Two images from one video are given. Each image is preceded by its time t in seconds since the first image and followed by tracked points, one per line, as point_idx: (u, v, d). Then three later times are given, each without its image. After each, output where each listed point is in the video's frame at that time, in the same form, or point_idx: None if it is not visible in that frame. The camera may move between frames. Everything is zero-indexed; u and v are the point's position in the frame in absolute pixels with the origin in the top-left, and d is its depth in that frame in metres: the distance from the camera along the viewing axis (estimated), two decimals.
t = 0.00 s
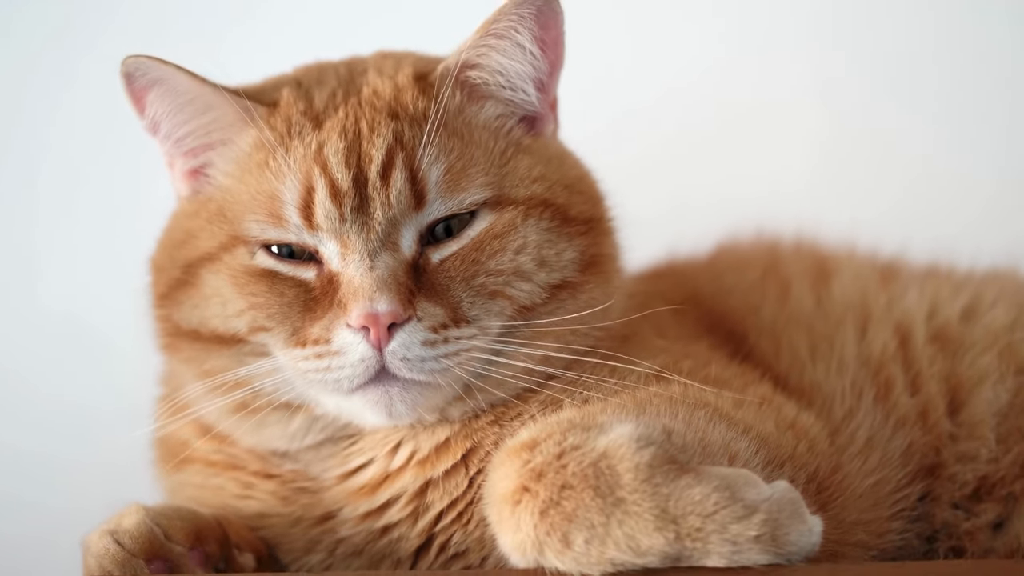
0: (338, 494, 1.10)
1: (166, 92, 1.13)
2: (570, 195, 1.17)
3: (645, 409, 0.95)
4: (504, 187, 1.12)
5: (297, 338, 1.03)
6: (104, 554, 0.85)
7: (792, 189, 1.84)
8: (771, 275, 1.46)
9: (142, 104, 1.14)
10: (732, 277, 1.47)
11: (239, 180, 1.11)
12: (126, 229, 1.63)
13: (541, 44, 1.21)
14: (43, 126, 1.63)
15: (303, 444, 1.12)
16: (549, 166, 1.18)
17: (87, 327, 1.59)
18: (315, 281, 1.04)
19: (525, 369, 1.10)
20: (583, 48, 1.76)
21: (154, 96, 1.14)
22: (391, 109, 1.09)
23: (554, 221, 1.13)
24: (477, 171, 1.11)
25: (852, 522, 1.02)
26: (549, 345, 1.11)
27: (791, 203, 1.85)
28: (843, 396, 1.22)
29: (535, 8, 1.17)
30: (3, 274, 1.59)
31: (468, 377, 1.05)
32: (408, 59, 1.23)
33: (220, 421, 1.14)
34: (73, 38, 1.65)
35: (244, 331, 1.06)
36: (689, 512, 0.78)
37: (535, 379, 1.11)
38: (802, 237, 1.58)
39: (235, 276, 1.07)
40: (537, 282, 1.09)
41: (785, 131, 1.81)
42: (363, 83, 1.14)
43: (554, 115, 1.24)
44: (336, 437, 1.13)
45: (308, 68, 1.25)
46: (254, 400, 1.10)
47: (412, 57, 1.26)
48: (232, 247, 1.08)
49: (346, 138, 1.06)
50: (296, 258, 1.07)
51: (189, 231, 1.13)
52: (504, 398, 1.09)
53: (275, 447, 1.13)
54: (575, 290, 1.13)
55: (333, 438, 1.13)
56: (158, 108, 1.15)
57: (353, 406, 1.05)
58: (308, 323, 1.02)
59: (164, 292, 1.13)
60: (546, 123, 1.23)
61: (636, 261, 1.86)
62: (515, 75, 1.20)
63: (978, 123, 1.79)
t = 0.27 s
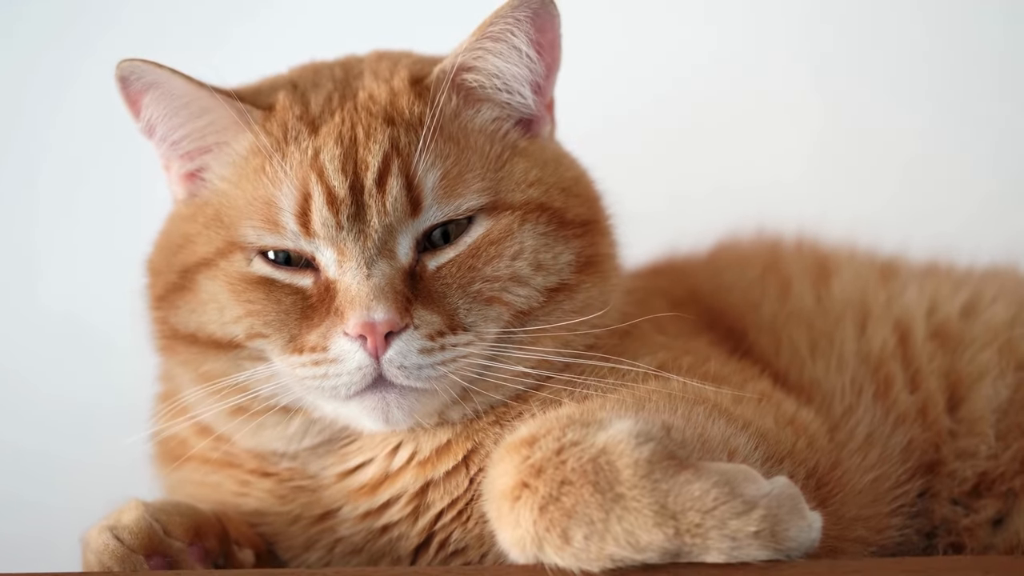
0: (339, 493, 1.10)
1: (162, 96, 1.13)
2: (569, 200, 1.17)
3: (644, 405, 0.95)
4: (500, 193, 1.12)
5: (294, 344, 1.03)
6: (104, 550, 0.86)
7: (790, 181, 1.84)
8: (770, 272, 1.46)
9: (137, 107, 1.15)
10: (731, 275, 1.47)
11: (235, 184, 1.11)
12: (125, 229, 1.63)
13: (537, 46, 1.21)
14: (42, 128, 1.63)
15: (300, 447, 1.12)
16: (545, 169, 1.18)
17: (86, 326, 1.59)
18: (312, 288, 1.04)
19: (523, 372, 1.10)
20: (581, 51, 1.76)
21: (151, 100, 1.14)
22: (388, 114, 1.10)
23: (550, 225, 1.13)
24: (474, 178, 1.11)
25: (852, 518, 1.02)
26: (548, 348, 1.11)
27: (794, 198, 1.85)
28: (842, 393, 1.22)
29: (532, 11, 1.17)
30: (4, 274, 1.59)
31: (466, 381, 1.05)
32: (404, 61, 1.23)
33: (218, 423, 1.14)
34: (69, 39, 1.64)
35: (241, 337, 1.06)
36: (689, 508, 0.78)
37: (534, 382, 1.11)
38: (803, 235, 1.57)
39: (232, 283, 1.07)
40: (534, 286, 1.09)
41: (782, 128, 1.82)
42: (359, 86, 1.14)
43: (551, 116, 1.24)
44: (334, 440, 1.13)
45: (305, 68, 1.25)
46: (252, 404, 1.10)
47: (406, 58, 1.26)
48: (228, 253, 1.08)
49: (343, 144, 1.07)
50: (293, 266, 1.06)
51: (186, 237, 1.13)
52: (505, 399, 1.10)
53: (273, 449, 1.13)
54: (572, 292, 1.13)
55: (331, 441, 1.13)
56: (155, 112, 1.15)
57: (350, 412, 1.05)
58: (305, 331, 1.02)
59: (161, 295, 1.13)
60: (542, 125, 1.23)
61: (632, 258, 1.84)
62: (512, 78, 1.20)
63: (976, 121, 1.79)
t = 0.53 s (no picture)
0: (338, 492, 1.10)
1: (161, 92, 1.13)
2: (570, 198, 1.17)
3: (644, 402, 0.95)
4: (500, 191, 1.12)
5: (294, 342, 1.03)
6: (103, 547, 0.86)
7: (790, 179, 1.84)
8: (770, 270, 1.46)
9: (136, 103, 1.15)
10: (731, 272, 1.47)
11: (235, 182, 1.11)
12: (125, 227, 1.63)
13: (537, 44, 1.21)
14: (41, 127, 1.63)
15: (299, 445, 1.12)
16: (544, 167, 1.18)
17: (85, 324, 1.59)
18: (312, 286, 1.04)
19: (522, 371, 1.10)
20: (581, 49, 1.76)
21: (150, 96, 1.14)
22: (387, 113, 1.10)
23: (550, 224, 1.13)
24: (474, 176, 1.11)
25: (851, 515, 1.01)
26: (548, 347, 1.11)
27: (793, 196, 1.85)
28: (841, 390, 1.23)
29: (532, 9, 1.17)
30: (3, 272, 1.59)
31: (466, 380, 1.05)
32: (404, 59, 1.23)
33: (217, 421, 1.14)
34: (69, 38, 1.65)
35: (241, 335, 1.06)
36: (687, 505, 0.78)
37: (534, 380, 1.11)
38: (802, 232, 1.57)
39: (232, 280, 1.07)
40: (534, 284, 1.09)
41: (784, 127, 1.81)
42: (359, 85, 1.14)
43: (551, 114, 1.24)
44: (333, 437, 1.13)
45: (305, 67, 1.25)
46: (251, 402, 1.10)
47: (406, 57, 1.26)
48: (228, 252, 1.08)
49: (342, 142, 1.06)
50: (293, 264, 1.06)
51: (186, 234, 1.13)
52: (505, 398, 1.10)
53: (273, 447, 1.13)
54: (573, 288, 1.13)
55: (330, 439, 1.13)
56: (154, 108, 1.15)
57: (350, 411, 1.05)
58: (305, 329, 1.02)
59: (160, 293, 1.13)
60: (542, 123, 1.23)
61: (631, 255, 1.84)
62: (511, 75, 1.20)
63: (976, 120, 1.79)
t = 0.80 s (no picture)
0: (338, 488, 1.10)
1: (162, 88, 1.13)
2: (570, 195, 1.17)
3: (643, 399, 0.95)
4: (501, 188, 1.12)
5: (295, 339, 1.03)
6: (102, 543, 0.86)
7: (791, 176, 1.84)
8: (769, 266, 1.46)
9: (136, 98, 1.14)
10: (731, 268, 1.47)
11: (235, 179, 1.11)
12: (125, 224, 1.63)
13: (538, 40, 1.21)
14: (42, 124, 1.63)
15: (298, 442, 1.12)
16: (545, 164, 1.17)
17: (85, 320, 1.58)
18: (313, 283, 1.04)
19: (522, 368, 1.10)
20: (581, 47, 1.76)
21: (150, 91, 1.14)
22: (388, 110, 1.09)
23: (550, 221, 1.13)
24: (474, 174, 1.11)
25: (850, 511, 1.01)
26: (548, 344, 1.11)
27: (792, 194, 1.85)
28: (841, 386, 1.23)
29: (532, 5, 1.17)
30: (3, 268, 1.59)
31: (466, 378, 1.05)
32: (404, 56, 1.23)
33: (217, 418, 1.14)
34: (68, 35, 1.64)
35: (242, 332, 1.06)
36: (686, 501, 0.78)
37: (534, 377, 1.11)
38: (801, 228, 1.57)
39: (233, 277, 1.07)
40: (534, 282, 1.09)
41: (784, 124, 1.81)
42: (359, 82, 1.14)
43: (551, 111, 1.24)
44: (333, 435, 1.13)
45: (305, 63, 1.24)
46: (252, 399, 1.10)
47: (406, 54, 1.26)
48: (228, 248, 1.08)
49: (343, 139, 1.06)
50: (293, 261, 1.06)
51: (186, 231, 1.13)
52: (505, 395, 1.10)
53: (273, 444, 1.13)
54: (573, 285, 1.13)
55: (331, 436, 1.13)
56: (154, 104, 1.14)
57: (350, 408, 1.05)
58: (305, 327, 1.02)
59: (160, 290, 1.13)
60: (542, 120, 1.23)
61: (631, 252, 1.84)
62: (512, 72, 1.20)
63: (976, 118, 1.79)
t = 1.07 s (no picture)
0: (338, 485, 1.10)
1: (162, 83, 1.13)
2: (571, 191, 1.17)
3: (643, 395, 0.95)
4: (502, 185, 1.12)
5: (295, 336, 1.03)
6: (102, 539, 0.86)
7: (791, 174, 1.84)
8: (768, 262, 1.46)
9: (136, 94, 1.14)
10: (730, 265, 1.47)
11: (236, 175, 1.11)
12: (124, 221, 1.63)
13: (539, 37, 1.20)
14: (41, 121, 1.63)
15: (298, 438, 1.12)
16: (545, 161, 1.17)
17: (85, 316, 1.58)
18: (314, 279, 1.04)
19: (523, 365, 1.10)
20: (582, 45, 1.76)
21: (150, 87, 1.14)
22: (389, 107, 1.09)
23: (551, 219, 1.13)
24: (475, 171, 1.11)
25: (850, 507, 1.01)
26: (548, 340, 1.11)
27: (793, 191, 1.85)
28: (841, 382, 1.23)
29: (534, 2, 1.17)
30: (3, 265, 1.59)
31: (467, 374, 1.05)
32: (405, 53, 1.23)
33: (218, 415, 1.14)
34: (68, 32, 1.64)
35: (242, 328, 1.06)
36: (686, 497, 0.78)
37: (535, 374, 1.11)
38: (799, 224, 1.57)
39: (234, 273, 1.07)
40: (535, 278, 1.09)
41: (785, 121, 1.81)
42: (360, 79, 1.14)
43: (552, 108, 1.24)
44: (334, 431, 1.13)
45: (305, 60, 1.24)
46: (252, 396, 1.10)
47: (406, 50, 1.26)
48: (228, 245, 1.08)
49: (344, 137, 1.06)
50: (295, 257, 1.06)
51: (186, 227, 1.13)
52: (505, 392, 1.10)
53: (274, 441, 1.13)
54: (573, 282, 1.13)
55: (331, 432, 1.13)
56: (154, 99, 1.14)
57: (351, 405, 1.05)
58: (306, 323, 1.02)
59: (160, 286, 1.13)
60: (543, 117, 1.23)
61: (631, 249, 1.84)
62: (513, 69, 1.20)
63: (976, 115, 1.78)
